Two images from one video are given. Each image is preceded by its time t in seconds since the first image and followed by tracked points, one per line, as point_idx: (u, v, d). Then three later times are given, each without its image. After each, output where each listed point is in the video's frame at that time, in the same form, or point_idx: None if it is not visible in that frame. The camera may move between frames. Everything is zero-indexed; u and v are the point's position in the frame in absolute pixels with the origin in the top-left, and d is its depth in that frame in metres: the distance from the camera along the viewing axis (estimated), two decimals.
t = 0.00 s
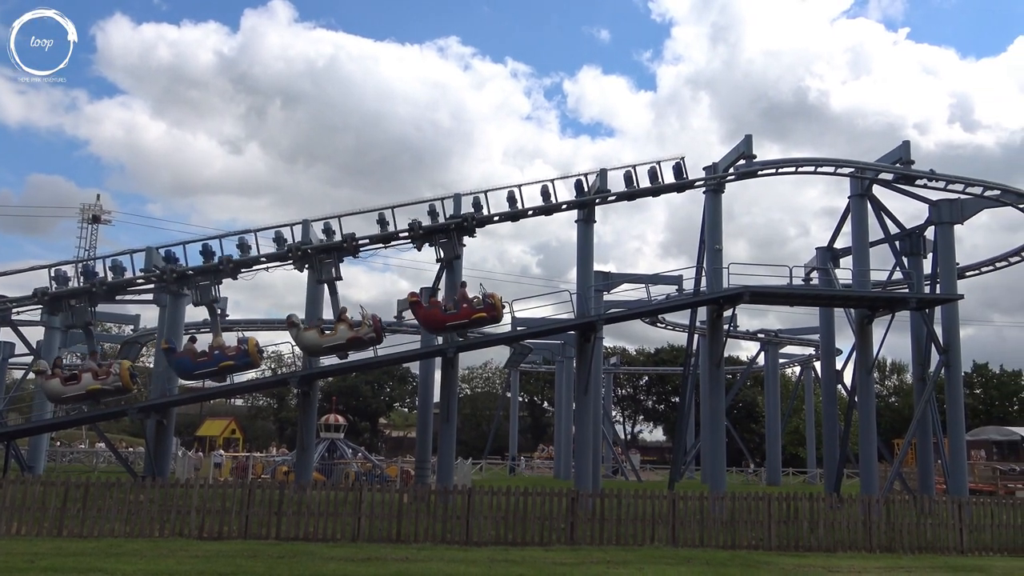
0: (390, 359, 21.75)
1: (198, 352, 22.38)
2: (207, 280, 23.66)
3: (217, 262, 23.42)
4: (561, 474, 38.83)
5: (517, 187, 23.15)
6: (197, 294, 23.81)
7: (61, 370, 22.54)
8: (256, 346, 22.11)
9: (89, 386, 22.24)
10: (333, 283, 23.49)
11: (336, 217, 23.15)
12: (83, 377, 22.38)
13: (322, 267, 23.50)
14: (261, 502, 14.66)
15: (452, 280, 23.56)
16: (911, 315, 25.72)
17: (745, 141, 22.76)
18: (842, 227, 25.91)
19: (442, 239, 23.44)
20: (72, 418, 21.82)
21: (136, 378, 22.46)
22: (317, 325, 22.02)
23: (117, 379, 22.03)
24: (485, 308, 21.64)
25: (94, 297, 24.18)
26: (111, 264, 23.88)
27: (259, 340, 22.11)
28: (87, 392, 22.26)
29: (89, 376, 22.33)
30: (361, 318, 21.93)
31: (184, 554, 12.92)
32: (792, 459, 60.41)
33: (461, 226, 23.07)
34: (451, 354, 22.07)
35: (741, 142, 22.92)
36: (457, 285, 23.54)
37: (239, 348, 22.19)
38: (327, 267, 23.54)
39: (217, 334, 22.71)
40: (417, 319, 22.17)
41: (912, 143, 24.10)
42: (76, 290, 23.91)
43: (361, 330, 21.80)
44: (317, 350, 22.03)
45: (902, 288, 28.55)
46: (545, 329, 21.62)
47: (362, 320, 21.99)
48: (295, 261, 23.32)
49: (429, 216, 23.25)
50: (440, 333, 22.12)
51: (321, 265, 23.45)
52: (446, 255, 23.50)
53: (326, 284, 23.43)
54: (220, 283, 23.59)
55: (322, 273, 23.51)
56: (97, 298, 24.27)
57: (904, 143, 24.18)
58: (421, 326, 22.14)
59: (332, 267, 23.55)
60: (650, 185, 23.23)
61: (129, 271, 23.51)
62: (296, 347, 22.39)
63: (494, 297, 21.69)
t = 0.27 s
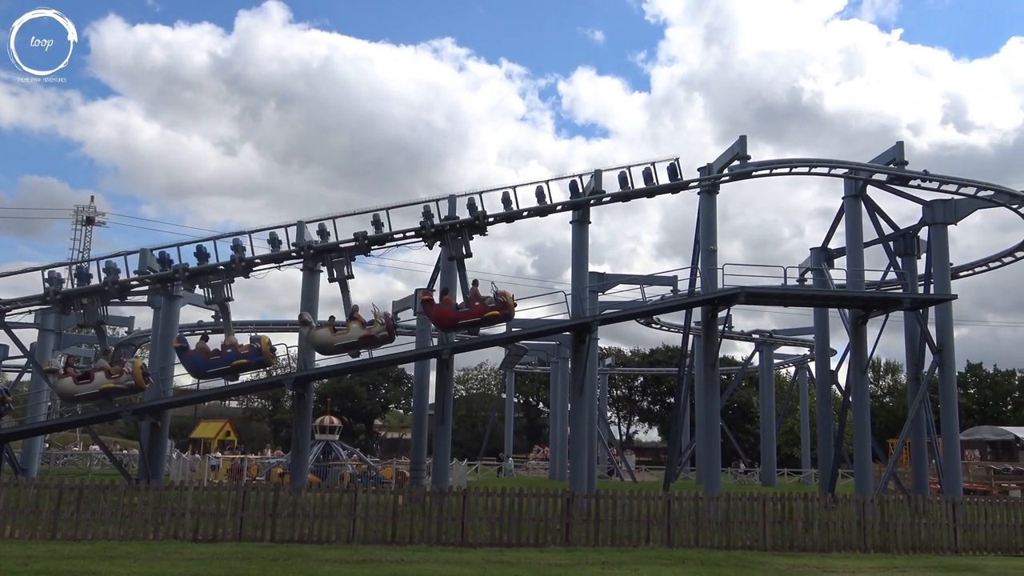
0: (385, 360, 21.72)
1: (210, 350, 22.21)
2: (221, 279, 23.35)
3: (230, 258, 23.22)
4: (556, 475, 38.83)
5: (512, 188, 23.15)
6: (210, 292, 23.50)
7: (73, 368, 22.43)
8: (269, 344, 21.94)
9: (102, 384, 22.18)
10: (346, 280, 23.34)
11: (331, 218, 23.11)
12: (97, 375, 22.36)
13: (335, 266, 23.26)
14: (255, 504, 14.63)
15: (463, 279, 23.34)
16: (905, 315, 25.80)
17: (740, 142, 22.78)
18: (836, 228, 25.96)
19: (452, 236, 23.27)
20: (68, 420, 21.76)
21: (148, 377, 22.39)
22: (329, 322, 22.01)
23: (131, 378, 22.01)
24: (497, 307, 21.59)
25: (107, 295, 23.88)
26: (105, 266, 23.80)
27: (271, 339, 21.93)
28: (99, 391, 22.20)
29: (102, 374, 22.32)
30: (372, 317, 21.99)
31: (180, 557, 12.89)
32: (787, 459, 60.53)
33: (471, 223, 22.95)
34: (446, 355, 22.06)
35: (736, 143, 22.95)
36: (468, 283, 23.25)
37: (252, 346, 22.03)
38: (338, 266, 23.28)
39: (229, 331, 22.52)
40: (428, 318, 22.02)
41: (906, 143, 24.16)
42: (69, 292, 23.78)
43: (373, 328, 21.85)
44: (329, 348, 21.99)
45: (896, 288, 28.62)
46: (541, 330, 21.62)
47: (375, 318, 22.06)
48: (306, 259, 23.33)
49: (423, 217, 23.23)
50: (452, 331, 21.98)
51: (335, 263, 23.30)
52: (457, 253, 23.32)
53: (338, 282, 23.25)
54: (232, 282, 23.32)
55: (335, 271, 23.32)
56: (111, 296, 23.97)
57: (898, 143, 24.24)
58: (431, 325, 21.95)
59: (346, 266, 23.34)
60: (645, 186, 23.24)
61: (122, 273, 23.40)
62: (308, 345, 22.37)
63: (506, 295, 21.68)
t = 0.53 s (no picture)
0: (377, 362, 21.68)
1: (218, 349, 22.29)
2: (228, 278, 23.39)
3: (237, 258, 23.16)
4: (549, 476, 38.82)
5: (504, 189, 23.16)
6: (218, 291, 23.56)
7: (81, 369, 22.44)
8: (277, 343, 21.95)
9: (110, 384, 22.10)
10: (354, 280, 23.34)
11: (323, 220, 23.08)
12: (104, 375, 22.27)
13: (343, 265, 23.33)
14: (247, 507, 14.61)
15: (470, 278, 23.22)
16: (896, 316, 25.91)
17: (732, 143, 22.84)
18: (827, 229, 26.05)
19: (460, 235, 23.28)
20: (58, 423, 21.70)
21: (156, 377, 22.35)
22: (337, 321, 21.89)
23: (138, 376, 21.95)
24: (505, 306, 21.59)
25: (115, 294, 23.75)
26: (96, 267, 23.71)
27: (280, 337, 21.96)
28: (106, 390, 22.12)
29: (109, 374, 22.23)
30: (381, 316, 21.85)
31: (172, 560, 12.85)
32: (780, 459, 60.67)
33: (477, 223, 22.99)
34: (439, 357, 22.05)
35: (728, 144, 23.00)
36: (475, 283, 23.13)
37: (260, 345, 22.05)
38: (346, 265, 23.35)
39: (237, 331, 22.62)
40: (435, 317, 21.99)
41: (896, 144, 24.26)
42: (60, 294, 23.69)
43: (380, 327, 21.73)
44: (337, 347, 21.94)
45: (887, 289, 28.73)
46: (534, 331, 21.62)
47: (382, 317, 21.88)
48: (313, 258, 23.30)
49: (416, 218, 23.22)
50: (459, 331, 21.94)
51: (343, 262, 23.33)
52: (464, 253, 23.29)
53: (345, 280, 23.27)
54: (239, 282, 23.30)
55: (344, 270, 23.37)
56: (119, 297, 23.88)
57: (889, 144, 24.33)
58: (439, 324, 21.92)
59: (354, 264, 23.35)
60: (637, 187, 23.27)
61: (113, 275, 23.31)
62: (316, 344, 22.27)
63: (513, 294, 21.72)
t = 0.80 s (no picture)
0: (368, 363, 21.65)
1: (226, 347, 22.12)
2: (235, 276, 23.30)
3: (244, 257, 23.06)
4: (540, 477, 38.84)
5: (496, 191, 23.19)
6: (226, 290, 23.44)
7: (89, 367, 22.28)
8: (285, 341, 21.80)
9: (118, 382, 21.99)
10: (361, 279, 23.31)
11: (314, 222, 23.06)
12: (112, 373, 22.12)
13: (351, 262, 23.30)
14: (237, 509, 14.57)
15: (478, 277, 23.21)
16: (886, 317, 26.04)
17: (722, 145, 22.91)
18: (817, 230, 26.15)
19: (468, 234, 23.24)
20: (46, 427, 21.58)
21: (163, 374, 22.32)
22: (345, 319, 21.76)
23: (146, 375, 21.88)
24: (513, 304, 21.59)
25: (123, 293, 23.51)
26: (85, 269, 23.59)
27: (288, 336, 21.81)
28: (115, 388, 22.01)
29: (117, 372, 22.10)
30: (389, 314, 21.77)
31: (162, 562, 12.80)
32: (770, 460, 60.86)
33: (485, 222, 23.02)
34: (430, 358, 22.04)
35: (718, 146, 23.08)
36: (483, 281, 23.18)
37: (269, 343, 21.89)
38: (354, 262, 23.33)
39: (245, 329, 22.46)
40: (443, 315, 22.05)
41: (885, 146, 24.38)
42: (50, 296, 23.61)
43: (389, 325, 21.60)
44: (345, 345, 21.78)
45: (877, 290, 28.86)
46: (525, 332, 21.64)
47: (390, 315, 21.82)
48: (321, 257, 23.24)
49: (407, 219, 23.21)
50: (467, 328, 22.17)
51: (350, 261, 23.31)
52: (472, 251, 23.31)
53: (353, 278, 23.25)
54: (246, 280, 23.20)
55: (351, 269, 23.35)
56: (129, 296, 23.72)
57: (878, 146, 24.45)
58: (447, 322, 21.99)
59: (362, 262, 23.33)
60: (628, 189, 23.32)
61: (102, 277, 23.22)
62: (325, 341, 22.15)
63: (521, 292, 21.64)
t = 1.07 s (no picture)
0: (361, 364, 21.60)
1: (236, 345, 21.91)
2: (245, 274, 23.06)
3: (255, 254, 22.87)
4: (533, 478, 38.86)
5: (488, 192, 23.20)
6: (235, 287, 23.25)
7: (98, 365, 22.15)
8: (294, 339, 21.84)
9: (129, 380, 21.93)
10: (370, 276, 23.33)
11: (306, 223, 23.00)
12: (121, 371, 22.05)
13: (361, 261, 23.30)
14: (229, 511, 14.52)
15: (486, 274, 23.28)
16: (877, 316, 26.15)
17: (714, 146, 22.97)
18: (809, 230, 26.24)
19: (476, 232, 23.39)
20: (37, 428, 21.43)
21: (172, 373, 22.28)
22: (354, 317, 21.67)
23: (157, 373, 21.88)
24: (522, 300, 21.61)
25: (114, 294, 23.43)
26: (76, 270, 23.48)
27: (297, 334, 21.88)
28: (125, 386, 21.94)
29: (127, 370, 22.03)
30: (399, 312, 21.69)
31: (154, 565, 12.75)
32: (763, 460, 61.02)
33: (493, 220, 23.04)
34: (422, 359, 22.02)
35: (710, 147, 23.13)
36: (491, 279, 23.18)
37: (278, 341, 21.88)
38: (362, 260, 23.32)
39: (253, 328, 22.35)
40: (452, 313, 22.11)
41: (876, 147, 24.48)
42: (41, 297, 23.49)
43: (399, 323, 21.50)
44: (355, 343, 21.70)
45: (868, 290, 28.96)
46: (518, 333, 21.64)
47: (400, 312, 21.78)
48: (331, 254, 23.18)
49: (399, 220, 23.20)
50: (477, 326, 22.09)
51: (359, 259, 23.31)
52: (480, 249, 23.36)
53: (362, 276, 23.22)
54: (256, 277, 23.01)
55: (359, 266, 23.34)
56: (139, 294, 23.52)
57: (869, 147, 24.55)
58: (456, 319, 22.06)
59: (371, 260, 23.33)
60: (620, 190, 23.36)
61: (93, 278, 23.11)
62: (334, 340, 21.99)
63: (531, 290, 21.75)
